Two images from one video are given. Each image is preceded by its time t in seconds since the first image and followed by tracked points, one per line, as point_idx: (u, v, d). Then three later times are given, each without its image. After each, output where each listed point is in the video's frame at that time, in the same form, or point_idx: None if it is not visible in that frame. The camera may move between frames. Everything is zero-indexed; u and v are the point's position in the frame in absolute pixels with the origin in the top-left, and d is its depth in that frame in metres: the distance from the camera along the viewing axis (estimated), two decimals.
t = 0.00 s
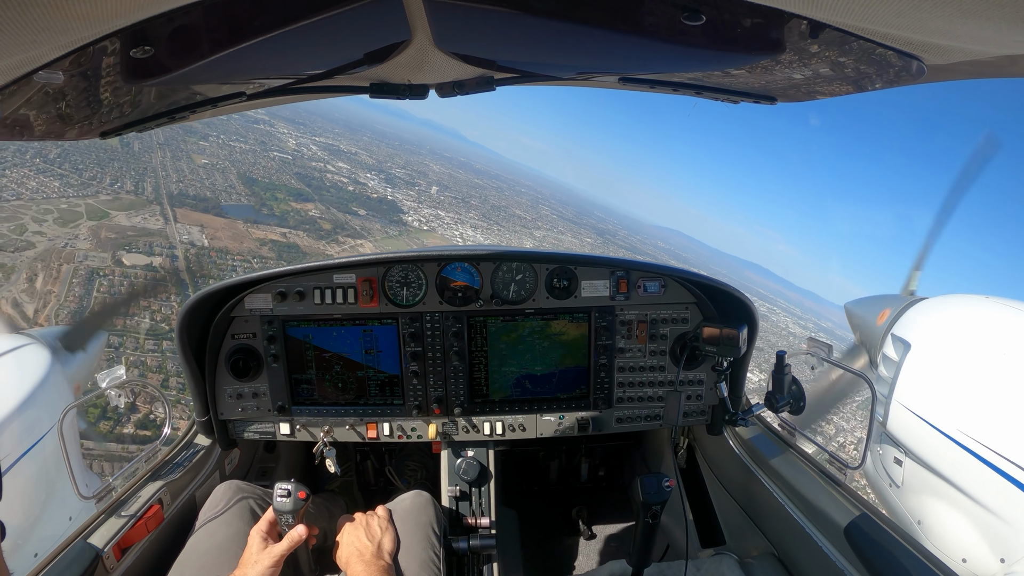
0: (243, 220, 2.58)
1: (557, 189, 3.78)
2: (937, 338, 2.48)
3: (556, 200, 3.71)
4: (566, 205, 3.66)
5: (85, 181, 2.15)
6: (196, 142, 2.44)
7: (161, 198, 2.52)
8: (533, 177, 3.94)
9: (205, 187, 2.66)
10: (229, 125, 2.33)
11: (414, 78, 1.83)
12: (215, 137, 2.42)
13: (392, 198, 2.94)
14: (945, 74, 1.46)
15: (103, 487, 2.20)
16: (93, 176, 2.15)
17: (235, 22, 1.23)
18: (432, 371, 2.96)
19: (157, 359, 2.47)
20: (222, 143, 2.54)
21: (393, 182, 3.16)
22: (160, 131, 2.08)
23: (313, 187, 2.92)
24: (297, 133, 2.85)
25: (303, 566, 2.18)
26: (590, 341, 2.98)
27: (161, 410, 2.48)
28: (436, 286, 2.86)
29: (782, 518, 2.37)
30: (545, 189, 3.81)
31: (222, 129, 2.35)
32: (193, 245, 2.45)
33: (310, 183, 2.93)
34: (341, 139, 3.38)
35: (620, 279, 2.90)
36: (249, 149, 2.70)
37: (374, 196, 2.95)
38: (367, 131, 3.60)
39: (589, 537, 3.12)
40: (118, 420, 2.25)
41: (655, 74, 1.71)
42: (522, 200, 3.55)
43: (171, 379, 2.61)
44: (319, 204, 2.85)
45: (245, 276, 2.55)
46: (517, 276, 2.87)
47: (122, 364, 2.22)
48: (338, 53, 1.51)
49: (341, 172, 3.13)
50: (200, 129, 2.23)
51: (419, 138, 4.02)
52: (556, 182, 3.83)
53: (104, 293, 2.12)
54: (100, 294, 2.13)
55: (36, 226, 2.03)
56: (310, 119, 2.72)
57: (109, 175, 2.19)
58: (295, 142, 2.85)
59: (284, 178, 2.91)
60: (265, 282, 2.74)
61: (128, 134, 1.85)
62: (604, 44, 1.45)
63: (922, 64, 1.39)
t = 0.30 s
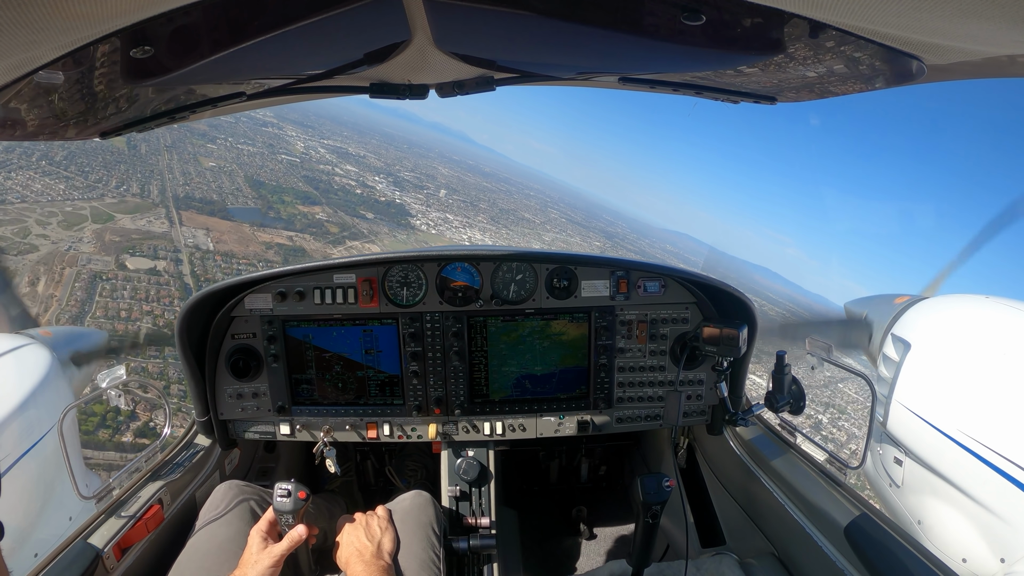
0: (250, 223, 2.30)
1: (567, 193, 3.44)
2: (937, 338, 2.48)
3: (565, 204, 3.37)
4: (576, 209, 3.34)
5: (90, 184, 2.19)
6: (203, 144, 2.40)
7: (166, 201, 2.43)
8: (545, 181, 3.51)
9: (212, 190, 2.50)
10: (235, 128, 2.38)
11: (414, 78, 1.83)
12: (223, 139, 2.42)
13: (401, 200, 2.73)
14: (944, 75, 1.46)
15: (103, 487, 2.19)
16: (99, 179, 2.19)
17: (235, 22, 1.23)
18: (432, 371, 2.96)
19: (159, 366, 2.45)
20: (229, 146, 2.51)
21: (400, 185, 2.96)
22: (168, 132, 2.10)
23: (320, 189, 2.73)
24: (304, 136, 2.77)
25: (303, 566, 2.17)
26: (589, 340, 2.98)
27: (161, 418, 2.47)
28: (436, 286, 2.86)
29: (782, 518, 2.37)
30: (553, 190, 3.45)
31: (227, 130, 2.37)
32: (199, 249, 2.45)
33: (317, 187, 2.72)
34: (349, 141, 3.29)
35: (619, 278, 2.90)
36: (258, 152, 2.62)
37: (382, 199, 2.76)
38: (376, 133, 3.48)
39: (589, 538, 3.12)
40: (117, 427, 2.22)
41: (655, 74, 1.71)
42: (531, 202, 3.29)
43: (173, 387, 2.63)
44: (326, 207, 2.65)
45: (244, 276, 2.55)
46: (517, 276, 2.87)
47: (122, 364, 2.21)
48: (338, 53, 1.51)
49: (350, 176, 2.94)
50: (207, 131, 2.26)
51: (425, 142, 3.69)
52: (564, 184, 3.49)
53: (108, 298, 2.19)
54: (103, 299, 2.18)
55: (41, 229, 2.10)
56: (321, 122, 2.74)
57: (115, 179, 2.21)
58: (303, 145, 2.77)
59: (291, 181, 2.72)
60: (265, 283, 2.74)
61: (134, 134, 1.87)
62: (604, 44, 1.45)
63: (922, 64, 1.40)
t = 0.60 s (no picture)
0: (257, 227, 2.50)
1: (576, 198, 3.64)
2: (937, 338, 2.48)
3: (574, 208, 3.53)
4: (586, 213, 3.48)
5: (98, 187, 2.26)
6: (210, 146, 2.47)
7: (172, 205, 2.56)
8: (551, 184, 3.75)
9: (218, 193, 2.69)
10: (243, 130, 2.47)
11: (414, 78, 1.83)
12: (231, 143, 2.54)
13: (410, 204, 2.86)
14: (944, 75, 1.46)
15: (103, 487, 2.20)
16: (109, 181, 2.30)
17: (235, 22, 1.23)
18: (432, 371, 2.96)
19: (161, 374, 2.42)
20: (236, 151, 2.64)
21: (408, 188, 3.06)
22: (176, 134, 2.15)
23: (328, 192, 2.89)
24: (311, 139, 2.92)
25: (303, 566, 2.17)
26: (589, 340, 2.98)
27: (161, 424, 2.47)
28: (436, 286, 2.86)
29: (782, 518, 2.37)
30: (563, 194, 3.66)
31: (235, 134, 2.47)
32: (203, 253, 2.49)
33: (325, 189, 2.88)
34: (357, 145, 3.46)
35: (620, 278, 2.91)
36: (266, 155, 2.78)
37: (390, 201, 2.89)
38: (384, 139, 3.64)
39: (589, 537, 3.12)
40: (117, 436, 2.22)
41: (655, 74, 1.71)
42: (540, 206, 3.44)
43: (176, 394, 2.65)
44: (335, 210, 2.80)
45: (244, 276, 2.56)
46: (517, 276, 2.87)
47: (122, 364, 2.20)
48: (338, 53, 1.51)
49: (358, 177, 3.06)
50: (214, 133, 2.32)
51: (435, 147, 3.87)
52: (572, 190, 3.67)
53: (110, 302, 2.26)
54: (105, 304, 2.25)
55: (44, 232, 2.09)
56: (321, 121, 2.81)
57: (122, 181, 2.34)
58: (309, 148, 2.94)
59: (300, 184, 2.90)
60: (265, 283, 2.74)
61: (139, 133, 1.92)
62: (604, 44, 1.45)
63: (922, 64, 1.39)
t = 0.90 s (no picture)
0: (262, 230, 2.49)
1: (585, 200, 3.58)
2: (937, 339, 2.47)
3: (583, 211, 3.48)
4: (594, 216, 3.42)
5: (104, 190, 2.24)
6: (219, 150, 2.47)
7: (178, 207, 2.49)
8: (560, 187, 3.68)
9: (225, 196, 2.62)
10: (251, 132, 2.50)
11: (414, 78, 1.83)
12: (239, 146, 2.52)
13: (418, 207, 2.81)
14: (944, 75, 1.46)
15: (103, 487, 2.19)
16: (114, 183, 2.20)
17: (235, 22, 1.23)
18: (432, 371, 2.96)
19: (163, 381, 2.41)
20: (244, 153, 2.57)
21: (416, 192, 2.99)
22: (182, 136, 2.15)
23: (334, 197, 2.85)
24: (320, 141, 2.92)
25: (303, 566, 2.17)
26: (589, 340, 2.97)
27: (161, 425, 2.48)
28: (436, 286, 2.86)
29: (782, 518, 2.37)
30: (574, 199, 3.58)
31: (243, 135, 2.47)
32: (209, 257, 2.44)
33: (333, 193, 2.87)
34: (365, 147, 3.46)
35: (620, 279, 2.90)
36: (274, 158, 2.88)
37: (397, 204, 2.83)
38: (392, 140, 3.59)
39: (589, 537, 3.12)
40: (116, 445, 2.24)
41: (656, 74, 1.71)
42: (549, 209, 3.39)
43: (176, 401, 2.65)
44: (342, 213, 2.76)
45: (243, 276, 2.56)
46: (517, 276, 2.87)
47: (122, 364, 2.21)
48: (338, 53, 1.51)
49: (365, 180, 3.03)
50: (222, 136, 2.33)
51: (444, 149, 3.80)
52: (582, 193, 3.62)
53: (113, 306, 2.22)
54: (108, 307, 2.21)
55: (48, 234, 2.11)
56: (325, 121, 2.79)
57: (128, 185, 2.22)
58: (319, 151, 2.98)
59: (307, 188, 2.88)
60: (265, 282, 2.74)
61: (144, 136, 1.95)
62: (604, 44, 1.45)
63: (922, 64, 1.39)
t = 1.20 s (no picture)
0: (269, 234, 2.42)
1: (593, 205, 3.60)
2: (937, 339, 2.47)
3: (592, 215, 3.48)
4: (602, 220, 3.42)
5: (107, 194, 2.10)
6: (226, 151, 2.49)
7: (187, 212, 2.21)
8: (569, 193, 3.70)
9: (231, 199, 2.47)
10: (259, 136, 2.61)
11: (414, 78, 1.83)
12: (246, 148, 2.56)
13: (425, 211, 2.71)
14: (944, 74, 1.46)
15: (103, 487, 2.20)
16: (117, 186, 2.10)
17: (235, 21, 1.23)
18: (432, 371, 2.96)
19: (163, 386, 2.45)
20: (253, 156, 2.62)
21: (423, 197, 2.86)
22: (190, 138, 2.25)
23: (343, 201, 2.76)
24: (327, 144, 2.99)
25: (303, 566, 2.17)
26: (589, 340, 2.97)
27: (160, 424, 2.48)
28: (436, 286, 2.86)
29: (782, 518, 2.37)
30: (581, 203, 3.62)
31: (252, 138, 2.59)
32: (215, 259, 2.31)
33: (341, 196, 2.78)
34: (373, 152, 3.48)
35: (620, 279, 2.90)
36: (283, 160, 2.92)
37: (405, 208, 2.70)
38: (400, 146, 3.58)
39: (589, 537, 3.12)
40: (112, 454, 2.25)
41: (656, 73, 1.71)
42: (558, 213, 3.38)
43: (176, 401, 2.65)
44: (350, 217, 2.68)
45: (243, 276, 2.56)
46: (517, 276, 2.87)
47: (122, 364, 2.22)
48: (338, 53, 1.51)
49: (372, 185, 2.92)
50: (230, 137, 2.45)
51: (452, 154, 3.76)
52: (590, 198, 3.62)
53: (115, 312, 2.11)
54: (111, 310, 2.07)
55: (51, 238, 2.02)
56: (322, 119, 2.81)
57: (133, 186, 2.12)
58: (326, 154, 3.05)
59: (313, 190, 2.82)
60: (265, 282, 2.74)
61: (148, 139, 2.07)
62: (604, 44, 1.45)
63: (922, 64, 1.40)
